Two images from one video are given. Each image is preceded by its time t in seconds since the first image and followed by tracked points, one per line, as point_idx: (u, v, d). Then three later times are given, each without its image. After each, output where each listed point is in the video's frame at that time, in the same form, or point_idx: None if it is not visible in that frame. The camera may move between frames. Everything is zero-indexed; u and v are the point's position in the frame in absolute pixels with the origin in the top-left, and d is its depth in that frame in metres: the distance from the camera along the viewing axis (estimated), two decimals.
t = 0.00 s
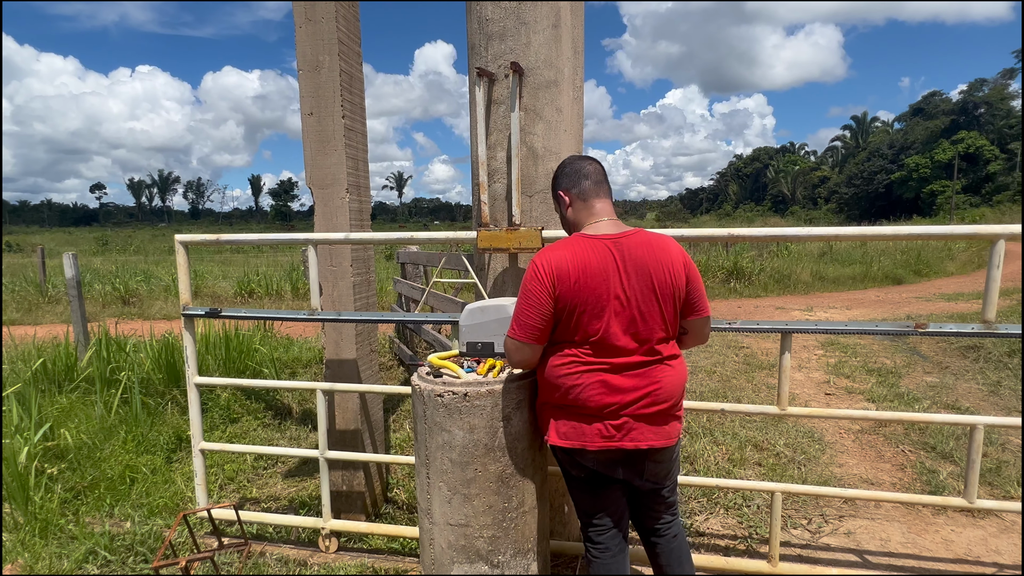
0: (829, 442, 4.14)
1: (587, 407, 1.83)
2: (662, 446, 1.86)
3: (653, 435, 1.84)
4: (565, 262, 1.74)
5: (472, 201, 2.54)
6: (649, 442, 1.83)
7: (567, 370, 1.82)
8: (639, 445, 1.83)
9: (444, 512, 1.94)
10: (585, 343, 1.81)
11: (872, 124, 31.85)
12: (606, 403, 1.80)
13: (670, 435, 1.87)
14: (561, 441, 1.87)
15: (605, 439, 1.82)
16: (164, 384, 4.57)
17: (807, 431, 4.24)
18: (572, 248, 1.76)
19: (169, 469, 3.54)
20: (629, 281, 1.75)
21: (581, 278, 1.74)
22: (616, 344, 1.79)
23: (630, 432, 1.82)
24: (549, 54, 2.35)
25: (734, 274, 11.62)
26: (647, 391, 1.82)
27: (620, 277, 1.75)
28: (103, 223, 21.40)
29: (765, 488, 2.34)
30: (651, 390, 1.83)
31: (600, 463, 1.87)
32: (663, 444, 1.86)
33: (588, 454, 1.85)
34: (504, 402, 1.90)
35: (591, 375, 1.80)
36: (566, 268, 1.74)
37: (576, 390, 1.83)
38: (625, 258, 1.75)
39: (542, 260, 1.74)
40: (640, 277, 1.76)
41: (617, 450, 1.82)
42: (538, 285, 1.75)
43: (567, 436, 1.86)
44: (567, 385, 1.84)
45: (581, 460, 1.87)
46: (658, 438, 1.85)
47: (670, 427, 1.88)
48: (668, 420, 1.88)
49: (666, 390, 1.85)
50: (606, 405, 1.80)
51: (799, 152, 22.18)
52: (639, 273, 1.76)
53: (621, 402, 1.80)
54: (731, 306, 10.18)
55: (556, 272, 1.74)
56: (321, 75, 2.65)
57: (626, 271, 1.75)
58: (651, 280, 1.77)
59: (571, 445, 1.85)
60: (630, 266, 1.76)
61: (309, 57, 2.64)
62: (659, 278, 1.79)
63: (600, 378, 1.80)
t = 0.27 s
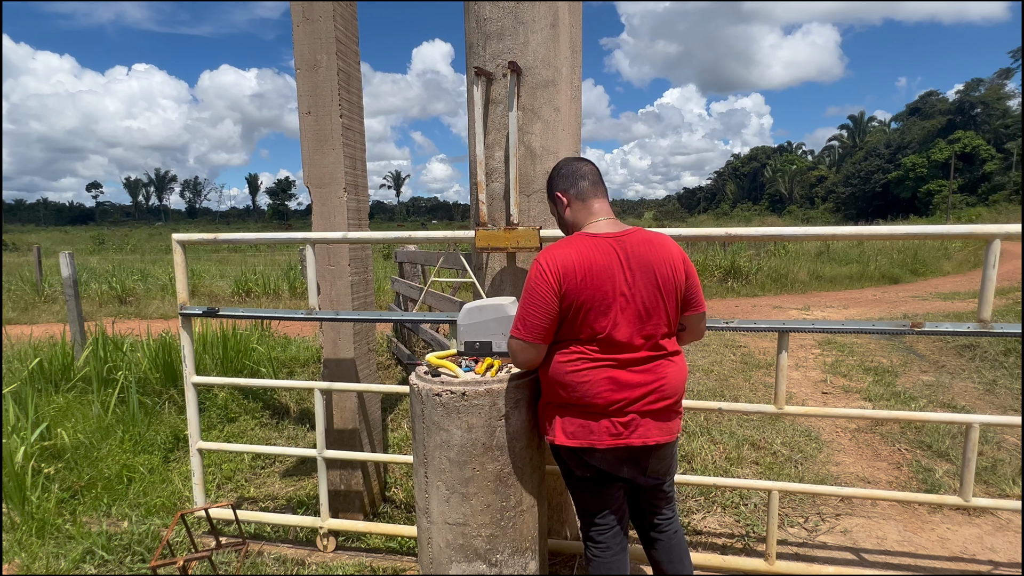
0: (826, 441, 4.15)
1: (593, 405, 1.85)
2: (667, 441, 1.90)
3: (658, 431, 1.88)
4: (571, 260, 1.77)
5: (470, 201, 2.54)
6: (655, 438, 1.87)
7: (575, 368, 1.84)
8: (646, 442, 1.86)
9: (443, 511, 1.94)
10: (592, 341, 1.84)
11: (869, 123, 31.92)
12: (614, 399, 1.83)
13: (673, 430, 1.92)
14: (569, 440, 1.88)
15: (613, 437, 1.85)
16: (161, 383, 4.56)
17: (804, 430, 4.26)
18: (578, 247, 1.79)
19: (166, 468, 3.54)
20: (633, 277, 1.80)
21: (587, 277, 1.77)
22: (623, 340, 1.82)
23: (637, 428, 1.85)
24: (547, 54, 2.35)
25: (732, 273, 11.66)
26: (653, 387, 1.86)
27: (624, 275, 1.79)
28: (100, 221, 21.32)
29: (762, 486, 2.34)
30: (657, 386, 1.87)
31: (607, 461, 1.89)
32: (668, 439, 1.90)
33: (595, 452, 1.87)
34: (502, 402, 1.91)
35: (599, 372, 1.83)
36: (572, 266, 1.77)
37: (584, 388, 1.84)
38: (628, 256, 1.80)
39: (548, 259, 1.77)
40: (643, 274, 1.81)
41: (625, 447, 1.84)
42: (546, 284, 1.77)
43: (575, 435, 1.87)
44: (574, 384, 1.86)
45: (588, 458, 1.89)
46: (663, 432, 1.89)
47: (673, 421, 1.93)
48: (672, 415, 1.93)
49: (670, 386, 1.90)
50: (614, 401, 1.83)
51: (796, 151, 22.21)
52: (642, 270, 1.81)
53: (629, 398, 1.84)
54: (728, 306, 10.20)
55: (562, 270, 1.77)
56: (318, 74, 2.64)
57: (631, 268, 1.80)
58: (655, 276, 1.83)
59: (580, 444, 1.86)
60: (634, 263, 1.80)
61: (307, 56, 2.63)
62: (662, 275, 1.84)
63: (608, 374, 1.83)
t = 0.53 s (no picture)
0: (822, 439, 4.17)
1: (593, 403, 1.85)
2: (666, 439, 1.91)
3: (658, 429, 1.88)
4: (570, 259, 1.77)
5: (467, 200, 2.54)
6: (654, 436, 1.87)
7: (574, 366, 1.85)
8: (645, 440, 1.86)
9: (440, 510, 1.94)
10: (591, 339, 1.84)
11: (866, 123, 32.01)
12: (613, 398, 1.84)
13: (672, 429, 1.93)
14: (568, 439, 1.88)
15: (612, 435, 1.85)
16: (157, 382, 4.55)
17: (801, 428, 4.27)
18: (576, 244, 1.79)
19: (163, 468, 3.53)
20: (632, 276, 1.81)
21: (586, 274, 1.78)
22: (623, 338, 1.83)
23: (637, 426, 1.85)
24: (544, 53, 2.35)
25: (729, 272, 11.69)
26: (653, 384, 1.87)
27: (623, 273, 1.80)
28: (96, 221, 21.25)
29: (759, 484, 2.35)
30: (656, 384, 1.87)
31: (607, 460, 1.89)
32: (667, 436, 1.90)
33: (595, 451, 1.87)
34: (499, 400, 1.91)
35: (599, 370, 1.83)
36: (571, 264, 1.77)
37: (583, 386, 1.84)
38: (627, 254, 1.81)
39: (547, 257, 1.78)
40: (642, 272, 1.82)
41: (624, 445, 1.85)
42: (544, 281, 1.77)
43: (574, 434, 1.88)
44: (573, 382, 1.86)
45: (587, 457, 1.89)
46: (662, 430, 1.89)
47: (673, 419, 1.93)
48: (671, 413, 1.93)
49: (670, 383, 1.90)
50: (614, 398, 1.83)
51: (793, 150, 22.28)
52: (641, 268, 1.82)
53: (628, 396, 1.84)
54: (725, 304, 10.22)
55: (561, 268, 1.77)
56: (315, 73, 2.64)
57: (630, 267, 1.81)
58: (653, 274, 1.84)
59: (579, 443, 1.86)
60: (633, 261, 1.81)
61: (304, 54, 2.63)
62: (661, 273, 1.85)
63: (608, 372, 1.83)
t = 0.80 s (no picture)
0: (818, 437, 4.18)
1: (588, 401, 1.85)
2: (662, 438, 1.91)
3: (653, 428, 1.89)
4: (566, 257, 1.78)
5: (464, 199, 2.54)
6: (650, 435, 1.88)
7: (570, 365, 1.85)
8: (640, 439, 1.87)
9: (438, 509, 1.94)
10: (587, 338, 1.84)
11: (861, 122, 32.12)
12: (609, 396, 1.84)
13: (668, 428, 1.93)
14: (564, 437, 1.89)
15: (608, 434, 1.85)
16: (153, 382, 4.53)
17: (797, 426, 4.29)
18: (572, 243, 1.79)
19: (159, 468, 3.51)
20: (628, 275, 1.81)
21: (582, 273, 1.78)
22: (619, 337, 1.83)
23: (633, 425, 1.86)
24: (541, 51, 2.35)
25: (725, 270, 11.72)
26: (649, 383, 1.87)
27: (619, 272, 1.80)
28: (90, 220, 21.14)
29: (756, 482, 2.36)
30: (652, 383, 1.87)
31: (602, 458, 1.89)
32: (663, 435, 1.91)
33: (590, 450, 1.88)
34: (497, 399, 1.91)
35: (595, 369, 1.84)
36: (567, 263, 1.77)
37: (579, 385, 1.85)
38: (623, 253, 1.81)
39: (543, 255, 1.78)
40: (637, 272, 1.82)
41: (620, 444, 1.85)
42: (540, 280, 1.78)
43: (570, 433, 1.88)
44: (568, 380, 1.86)
45: (583, 456, 1.90)
46: (658, 429, 1.90)
47: (668, 417, 1.93)
48: (667, 412, 1.94)
49: (666, 382, 1.90)
50: (609, 397, 1.84)
51: (789, 149, 22.36)
52: (637, 267, 1.82)
53: (624, 395, 1.84)
54: (722, 303, 10.24)
55: (558, 266, 1.77)
56: (311, 71, 2.63)
57: (627, 266, 1.81)
58: (650, 273, 1.84)
59: (574, 441, 1.87)
60: (629, 260, 1.81)
61: (299, 53, 2.62)
62: (657, 272, 1.85)
63: (604, 371, 1.84)
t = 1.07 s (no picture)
0: (812, 434, 4.21)
1: (582, 400, 1.85)
2: (655, 437, 1.91)
3: (646, 427, 1.89)
4: (560, 256, 1.78)
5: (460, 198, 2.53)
6: (643, 434, 1.88)
7: (563, 363, 1.85)
8: (634, 438, 1.87)
9: (434, 508, 1.94)
10: (580, 337, 1.84)
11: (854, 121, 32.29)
12: (602, 395, 1.84)
13: (661, 426, 1.93)
14: (557, 436, 1.89)
15: (601, 432, 1.85)
16: (147, 382, 4.51)
17: (791, 424, 4.31)
18: (565, 242, 1.80)
19: (153, 469, 3.50)
20: (621, 274, 1.81)
21: (575, 272, 1.78)
22: (612, 337, 1.83)
23: (626, 424, 1.86)
24: (536, 50, 2.35)
25: (720, 269, 11.77)
26: (641, 383, 1.87)
27: (613, 271, 1.81)
28: (82, 219, 20.98)
29: (751, 480, 2.37)
30: (645, 382, 1.88)
31: (596, 457, 1.89)
32: (656, 434, 1.91)
33: (584, 448, 1.87)
34: (492, 399, 1.91)
35: (588, 368, 1.84)
36: (560, 261, 1.77)
37: (572, 384, 1.85)
38: (617, 252, 1.81)
39: (536, 253, 1.78)
40: (631, 271, 1.82)
41: (613, 443, 1.85)
42: (533, 278, 1.78)
43: (563, 431, 1.88)
44: (561, 379, 1.86)
45: (576, 455, 1.90)
46: (651, 428, 1.90)
47: (662, 416, 1.94)
48: (660, 411, 1.94)
49: (659, 381, 1.91)
50: (602, 396, 1.84)
51: (782, 148, 22.47)
52: (631, 267, 1.82)
53: (617, 394, 1.85)
54: (716, 301, 10.28)
55: (551, 265, 1.77)
56: (305, 70, 2.62)
57: (620, 265, 1.81)
58: (643, 273, 1.84)
59: (567, 440, 1.87)
60: (623, 260, 1.81)
61: (293, 51, 2.61)
62: (650, 272, 1.86)
63: (597, 370, 1.84)
